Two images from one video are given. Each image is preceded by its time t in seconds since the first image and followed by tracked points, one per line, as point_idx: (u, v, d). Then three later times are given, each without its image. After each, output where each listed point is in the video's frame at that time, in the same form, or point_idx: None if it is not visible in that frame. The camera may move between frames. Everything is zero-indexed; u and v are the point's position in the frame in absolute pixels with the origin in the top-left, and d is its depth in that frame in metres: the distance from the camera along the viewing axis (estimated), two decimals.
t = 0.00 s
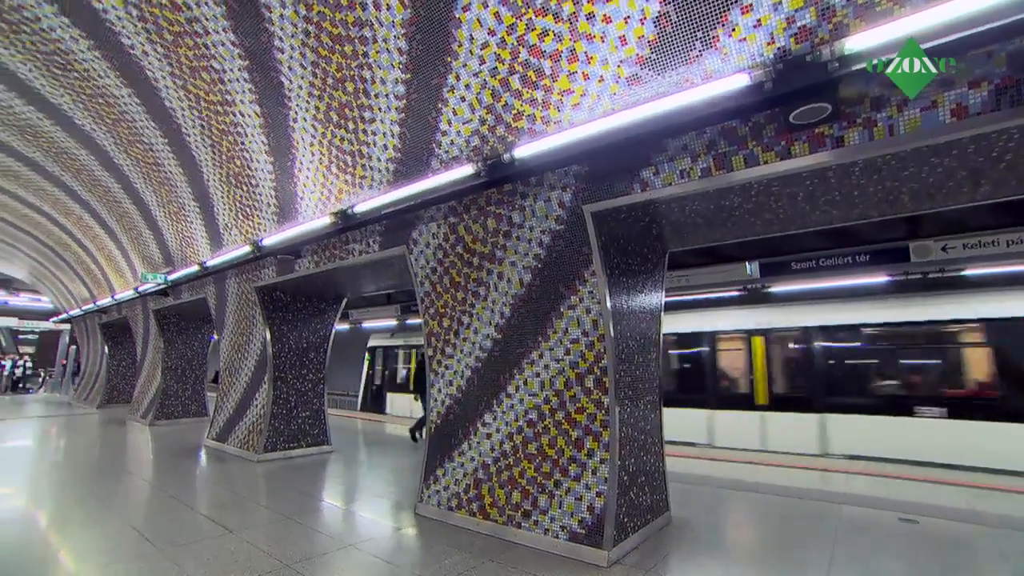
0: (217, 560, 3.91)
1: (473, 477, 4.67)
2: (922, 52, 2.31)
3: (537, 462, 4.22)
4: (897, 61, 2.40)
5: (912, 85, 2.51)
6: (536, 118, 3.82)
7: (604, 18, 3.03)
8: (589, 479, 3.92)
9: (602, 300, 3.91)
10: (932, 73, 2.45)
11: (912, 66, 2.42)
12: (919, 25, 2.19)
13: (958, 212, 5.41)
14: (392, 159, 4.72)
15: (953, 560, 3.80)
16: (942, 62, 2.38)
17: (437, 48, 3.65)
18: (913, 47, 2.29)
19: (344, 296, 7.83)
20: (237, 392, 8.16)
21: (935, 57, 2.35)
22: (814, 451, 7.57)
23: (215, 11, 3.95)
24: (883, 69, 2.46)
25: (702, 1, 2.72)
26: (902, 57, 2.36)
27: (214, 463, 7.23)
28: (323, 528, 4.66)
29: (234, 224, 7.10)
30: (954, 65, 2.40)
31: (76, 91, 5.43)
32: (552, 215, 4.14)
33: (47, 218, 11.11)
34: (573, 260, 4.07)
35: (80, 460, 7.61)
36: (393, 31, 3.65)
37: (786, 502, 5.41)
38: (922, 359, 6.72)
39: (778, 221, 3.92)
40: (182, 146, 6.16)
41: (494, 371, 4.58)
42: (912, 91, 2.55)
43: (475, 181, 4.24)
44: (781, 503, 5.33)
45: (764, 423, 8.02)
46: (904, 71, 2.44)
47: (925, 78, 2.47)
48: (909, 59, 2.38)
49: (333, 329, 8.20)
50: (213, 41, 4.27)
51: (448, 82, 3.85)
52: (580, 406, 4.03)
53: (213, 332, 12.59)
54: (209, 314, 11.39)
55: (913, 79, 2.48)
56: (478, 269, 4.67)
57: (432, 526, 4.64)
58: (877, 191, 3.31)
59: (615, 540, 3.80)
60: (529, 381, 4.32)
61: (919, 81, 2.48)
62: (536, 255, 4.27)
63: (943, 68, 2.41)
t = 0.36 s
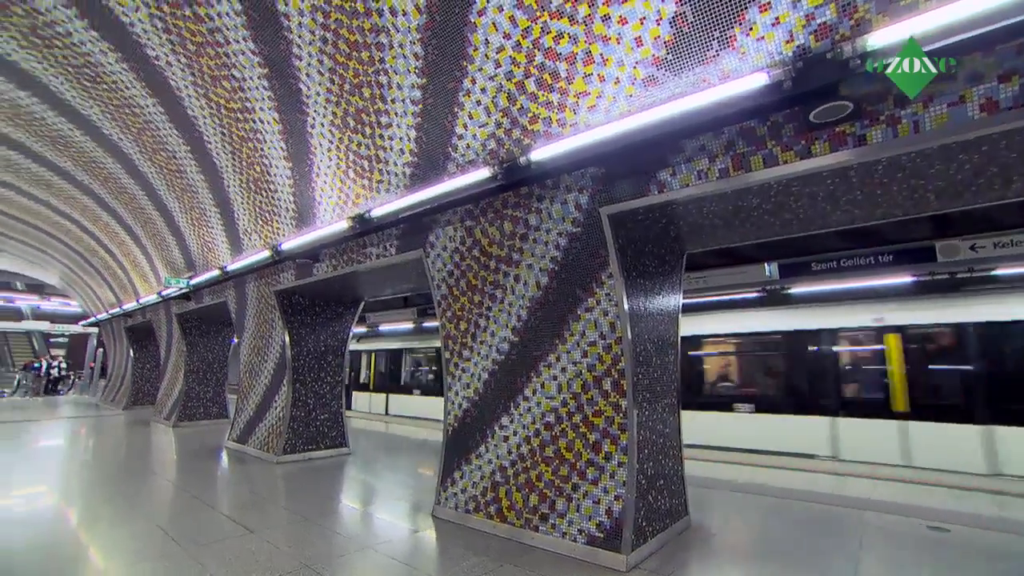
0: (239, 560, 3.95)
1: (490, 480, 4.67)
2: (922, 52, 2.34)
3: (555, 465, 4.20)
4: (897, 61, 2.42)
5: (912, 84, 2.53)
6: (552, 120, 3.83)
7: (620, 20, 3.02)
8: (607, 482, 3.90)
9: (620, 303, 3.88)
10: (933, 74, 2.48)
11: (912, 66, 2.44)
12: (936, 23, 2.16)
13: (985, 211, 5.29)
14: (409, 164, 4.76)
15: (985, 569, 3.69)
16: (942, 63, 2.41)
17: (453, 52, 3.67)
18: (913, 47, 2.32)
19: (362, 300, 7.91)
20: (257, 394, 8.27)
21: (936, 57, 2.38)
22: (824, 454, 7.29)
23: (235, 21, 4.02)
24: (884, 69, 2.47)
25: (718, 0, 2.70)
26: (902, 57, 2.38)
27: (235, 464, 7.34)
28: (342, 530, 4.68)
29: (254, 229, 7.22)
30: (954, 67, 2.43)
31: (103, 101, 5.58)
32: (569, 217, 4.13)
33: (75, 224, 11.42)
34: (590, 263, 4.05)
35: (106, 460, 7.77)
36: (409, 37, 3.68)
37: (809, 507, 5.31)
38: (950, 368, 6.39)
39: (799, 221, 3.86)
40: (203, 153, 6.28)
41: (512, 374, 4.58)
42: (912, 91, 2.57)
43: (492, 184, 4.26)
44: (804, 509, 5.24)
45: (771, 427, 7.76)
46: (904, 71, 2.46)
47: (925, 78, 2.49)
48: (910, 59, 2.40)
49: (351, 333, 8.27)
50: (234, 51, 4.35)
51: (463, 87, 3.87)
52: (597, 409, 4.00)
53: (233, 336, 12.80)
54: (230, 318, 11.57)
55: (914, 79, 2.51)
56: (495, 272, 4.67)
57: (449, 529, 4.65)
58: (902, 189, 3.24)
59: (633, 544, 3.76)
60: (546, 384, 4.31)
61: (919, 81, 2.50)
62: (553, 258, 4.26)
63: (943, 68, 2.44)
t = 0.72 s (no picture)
0: (264, 560, 4.00)
1: (510, 483, 4.66)
2: (924, 51, 2.35)
3: (575, 469, 4.18)
4: (898, 62, 2.43)
5: (911, 85, 2.54)
6: (571, 123, 3.83)
7: (638, 20, 3.00)
8: (628, 486, 3.86)
9: (640, 305, 3.85)
10: (932, 73, 2.49)
11: (912, 66, 2.44)
12: (960, 18, 2.14)
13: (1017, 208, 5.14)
14: (427, 168, 4.80)
15: None
16: (941, 62, 2.43)
17: (471, 57, 3.69)
18: (914, 47, 2.33)
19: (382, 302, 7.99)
20: (279, 397, 8.38)
21: (935, 56, 2.39)
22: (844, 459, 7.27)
23: (258, 31, 4.09)
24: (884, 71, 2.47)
25: None
26: (902, 57, 2.40)
27: (258, 466, 7.45)
28: (362, 532, 4.71)
29: (276, 234, 7.34)
30: (950, 67, 2.46)
31: (132, 111, 5.75)
32: (588, 220, 4.11)
33: (105, 230, 11.74)
34: (610, 265, 4.03)
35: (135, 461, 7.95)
36: (427, 42, 3.71)
37: (836, 513, 5.19)
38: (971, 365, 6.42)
39: (823, 221, 3.79)
40: (227, 161, 6.40)
41: (531, 377, 4.57)
42: (912, 91, 2.57)
43: (510, 187, 4.27)
44: (831, 515, 5.12)
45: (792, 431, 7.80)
46: (905, 71, 2.46)
47: (923, 79, 2.51)
48: (910, 59, 2.41)
49: (371, 336, 8.35)
50: (256, 60, 4.43)
51: (481, 90, 3.89)
52: (618, 412, 3.97)
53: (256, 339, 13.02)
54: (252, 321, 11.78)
55: (914, 80, 2.51)
56: (514, 275, 4.67)
57: (470, 532, 4.65)
58: (932, 187, 3.16)
59: (655, 549, 3.72)
60: (566, 387, 4.30)
61: (921, 81, 2.50)
62: (572, 261, 4.25)
63: (941, 67, 2.46)
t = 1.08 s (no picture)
0: (289, 560, 4.06)
1: (531, 486, 4.65)
2: (924, 51, 2.36)
3: (597, 473, 4.15)
4: (897, 62, 2.42)
5: (913, 86, 2.51)
6: (590, 125, 3.81)
7: (657, 21, 2.98)
8: (651, 490, 3.82)
9: (662, 308, 3.82)
10: (931, 73, 2.47)
11: (912, 67, 2.42)
12: (992, 11, 2.07)
13: None
14: (447, 172, 4.83)
15: None
16: (939, 61, 2.43)
17: (490, 62, 3.71)
18: (914, 45, 2.35)
19: (402, 306, 8.06)
20: (302, 400, 8.49)
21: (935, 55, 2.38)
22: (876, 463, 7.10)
23: (280, 41, 4.18)
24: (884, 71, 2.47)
25: None
26: (902, 57, 2.38)
27: (282, 468, 7.56)
28: (384, 534, 4.74)
29: (298, 239, 7.46)
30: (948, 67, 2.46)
31: (162, 122, 5.93)
32: (608, 222, 4.10)
33: (136, 237, 12.10)
34: (631, 268, 4.00)
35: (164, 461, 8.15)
36: (446, 48, 3.74)
37: (866, 521, 5.06)
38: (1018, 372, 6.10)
39: (850, 220, 3.71)
40: (251, 168, 6.53)
41: (552, 380, 4.56)
42: (911, 92, 2.54)
43: (530, 190, 4.27)
44: (861, 523, 4.98)
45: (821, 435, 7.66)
46: (904, 72, 2.44)
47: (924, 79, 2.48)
48: (909, 59, 2.40)
49: (391, 339, 8.42)
50: (279, 70, 4.52)
51: (500, 95, 3.91)
52: (640, 415, 3.94)
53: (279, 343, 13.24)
54: (276, 325, 11.98)
55: (913, 80, 2.49)
56: (535, 278, 4.66)
57: (491, 535, 4.65)
58: (965, 183, 3.07)
59: (679, 555, 3.67)
60: (588, 390, 4.27)
61: (921, 81, 2.48)
62: (593, 263, 4.23)
63: (940, 67, 2.46)
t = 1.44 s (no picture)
0: (316, 561, 4.12)
1: (555, 490, 4.64)
2: (924, 50, 2.35)
3: (621, 477, 4.12)
4: (897, 62, 2.41)
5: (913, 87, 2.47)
6: (612, 127, 3.80)
7: (678, 21, 2.96)
8: (677, 495, 3.77)
9: (686, 310, 3.77)
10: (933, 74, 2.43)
11: (912, 67, 2.41)
12: None
13: None
14: (469, 177, 4.86)
15: None
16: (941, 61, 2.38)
17: (511, 67, 3.73)
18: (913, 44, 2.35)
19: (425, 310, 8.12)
20: (327, 403, 8.61)
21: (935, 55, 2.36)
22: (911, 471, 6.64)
23: (304, 51, 4.25)
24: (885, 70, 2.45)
25: None
26: (902, 57, 2.39)
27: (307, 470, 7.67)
28: (408, 537, 4.77)
29: (322, 245, 7.57)
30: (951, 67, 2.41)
31: (192, 132, 6.09)
32: (631, 224, 4.07)
33: (167, 245, 12.45)
34: (654, 270, 3.96)
35: (195, 463, 8.34)
36: (467, 53, 3.77)
37: (901, 528, 4.91)
38: None
39: (881, 219, 3.62)
40: (276, 176, 6.66)
41: (576, 384, 4.54)
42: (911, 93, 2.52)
43: (552, 194, 4.27)
44: (896, 531, 4.83)
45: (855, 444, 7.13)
46: (903, 71, 2.43)
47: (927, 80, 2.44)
48: (908, 59, 2.40)
49: (414, 343, 8.48)
50: (303, 79, 4.60)
51: (521, 99, 3.92)
52: (665, 419, 3.89)
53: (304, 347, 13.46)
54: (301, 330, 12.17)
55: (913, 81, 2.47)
56: (557, 281, 4.65)
57: (515, 539, 4.64)
58: (1003, 179, 2.97)
59: (706, 561, 3.61)
60: (611, 394, 4.25)
61: (921, 83, 2.45)
62: (616, 266, 4.20)
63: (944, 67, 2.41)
